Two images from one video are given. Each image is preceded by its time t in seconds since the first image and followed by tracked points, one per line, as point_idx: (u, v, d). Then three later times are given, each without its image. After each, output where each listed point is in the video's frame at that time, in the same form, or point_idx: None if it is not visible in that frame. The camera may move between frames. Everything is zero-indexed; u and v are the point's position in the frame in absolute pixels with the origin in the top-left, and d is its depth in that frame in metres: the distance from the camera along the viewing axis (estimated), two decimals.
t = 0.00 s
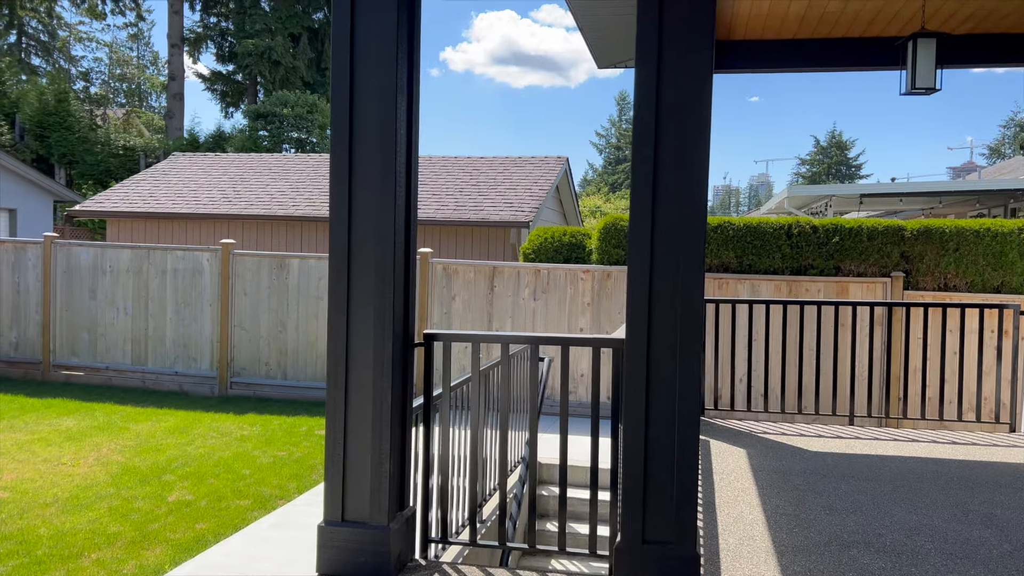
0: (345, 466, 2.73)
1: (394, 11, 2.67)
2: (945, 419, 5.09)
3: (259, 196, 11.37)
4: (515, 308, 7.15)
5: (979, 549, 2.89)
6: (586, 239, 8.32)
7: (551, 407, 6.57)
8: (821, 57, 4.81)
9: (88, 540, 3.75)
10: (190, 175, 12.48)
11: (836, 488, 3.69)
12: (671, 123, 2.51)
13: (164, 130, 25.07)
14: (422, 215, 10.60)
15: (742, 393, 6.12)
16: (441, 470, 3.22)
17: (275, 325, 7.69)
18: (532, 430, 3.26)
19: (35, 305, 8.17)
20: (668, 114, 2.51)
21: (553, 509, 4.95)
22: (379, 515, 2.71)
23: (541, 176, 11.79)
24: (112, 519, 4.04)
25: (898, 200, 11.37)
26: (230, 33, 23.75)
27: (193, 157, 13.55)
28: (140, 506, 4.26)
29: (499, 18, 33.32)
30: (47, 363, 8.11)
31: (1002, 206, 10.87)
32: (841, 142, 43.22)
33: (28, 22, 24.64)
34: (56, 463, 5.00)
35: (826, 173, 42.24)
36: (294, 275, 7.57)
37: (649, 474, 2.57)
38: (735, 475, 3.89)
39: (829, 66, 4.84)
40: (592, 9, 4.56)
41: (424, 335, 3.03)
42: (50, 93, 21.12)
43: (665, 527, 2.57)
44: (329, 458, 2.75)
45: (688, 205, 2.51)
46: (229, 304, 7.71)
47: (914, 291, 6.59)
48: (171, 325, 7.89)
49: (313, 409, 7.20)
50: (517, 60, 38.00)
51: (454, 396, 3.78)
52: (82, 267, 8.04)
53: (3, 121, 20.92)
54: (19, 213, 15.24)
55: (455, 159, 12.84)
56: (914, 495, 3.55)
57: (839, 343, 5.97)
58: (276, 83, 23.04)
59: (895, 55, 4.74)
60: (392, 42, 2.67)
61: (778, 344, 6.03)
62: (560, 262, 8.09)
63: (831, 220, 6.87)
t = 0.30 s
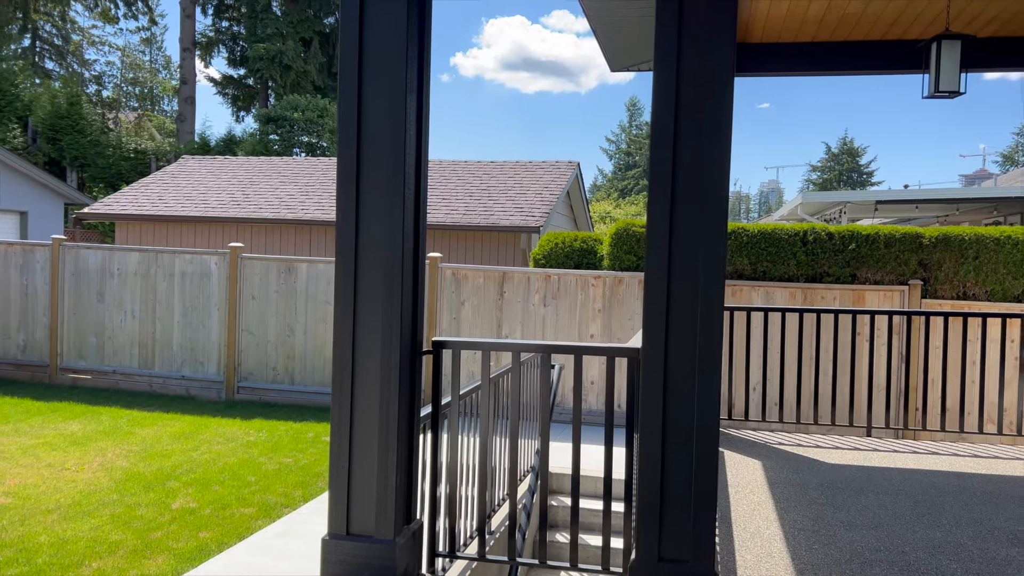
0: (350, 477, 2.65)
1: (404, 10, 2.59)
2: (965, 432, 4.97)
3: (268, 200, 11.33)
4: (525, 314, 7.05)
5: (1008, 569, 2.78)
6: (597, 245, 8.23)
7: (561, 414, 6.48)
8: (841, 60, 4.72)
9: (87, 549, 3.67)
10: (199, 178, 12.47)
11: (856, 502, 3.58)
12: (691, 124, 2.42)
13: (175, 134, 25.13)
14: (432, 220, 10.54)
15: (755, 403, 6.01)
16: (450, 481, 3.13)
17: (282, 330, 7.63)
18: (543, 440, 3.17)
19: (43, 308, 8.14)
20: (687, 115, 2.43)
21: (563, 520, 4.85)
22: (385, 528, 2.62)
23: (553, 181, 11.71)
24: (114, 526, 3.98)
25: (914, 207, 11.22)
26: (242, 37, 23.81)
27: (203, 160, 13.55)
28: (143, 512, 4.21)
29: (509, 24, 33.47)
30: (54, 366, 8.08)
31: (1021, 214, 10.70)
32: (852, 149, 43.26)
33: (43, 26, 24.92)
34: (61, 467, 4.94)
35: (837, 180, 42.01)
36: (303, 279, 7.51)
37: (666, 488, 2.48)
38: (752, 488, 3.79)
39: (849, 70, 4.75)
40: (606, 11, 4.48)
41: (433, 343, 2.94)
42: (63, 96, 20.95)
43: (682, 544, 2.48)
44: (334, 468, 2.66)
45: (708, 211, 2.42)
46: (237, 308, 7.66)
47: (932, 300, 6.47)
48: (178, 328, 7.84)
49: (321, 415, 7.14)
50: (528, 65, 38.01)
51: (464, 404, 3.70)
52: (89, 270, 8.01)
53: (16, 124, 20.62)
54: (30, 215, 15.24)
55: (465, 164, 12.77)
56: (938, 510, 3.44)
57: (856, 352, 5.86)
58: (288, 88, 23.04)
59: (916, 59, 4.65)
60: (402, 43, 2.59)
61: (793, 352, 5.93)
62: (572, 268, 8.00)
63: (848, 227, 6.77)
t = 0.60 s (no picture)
0: (356, 488, 2.54)
1: (416, 6, 2.49)
2: (998, 446, 4.79)
3: (285, 203, 11.30)
4: (542, 320, 6.93)
5: None
6: (616, 250, 8.09)
7: (578, 423, 6.34)
8: (870, 60, 4.57)
9: (92, 557, 3.60)
10: (216, 181, 12.48)
11: (886, 520, 3.42)
12: (715, 125, 2.30)
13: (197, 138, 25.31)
14: (449, 224, 10.45)
15: (778, 414, 5.86)
16: (461, 493, 3.02)
17: (298, 334, 7.57)
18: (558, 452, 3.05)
19: (60, 310, 8.14)
20: (711, 115, 2.30)
21: (579, 532, 4.73)
22: (392, 543, 2.50)
23: (572, 186, 11.58)
24: (120, 534, 3.90)
25: (941, 213, 10.99)
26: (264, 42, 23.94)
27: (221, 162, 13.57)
28: (151, 519, 4.13)
29: (530, 30, 33.50)
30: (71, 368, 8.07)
31: None
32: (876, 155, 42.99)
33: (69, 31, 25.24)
34: (71, 472, 4.88)
35: (861, 187, 41.50)
36: (318, 282, 7.44)
37: (687, 505, 2.35)
38: (775, 503, 3.65)
39: (880, 72, 4.60)
40: (627, 12, 4.37)
41: (443, 351, 2.83)
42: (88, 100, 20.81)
43: (704, 565, 2.34)
44: (340, 478, 2.56)
45: (733, 216, 2.30)
46: (253, 311, 7.61)
47: (962, 309, 6.28)
48: (194, 331, 7.81)
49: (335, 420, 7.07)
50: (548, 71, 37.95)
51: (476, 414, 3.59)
52: (106, 272, 8.00)
53: (42, 127, 20.44)
54: (52, 217, 15.31)
55: (483, 167, 12.67)
56: (973, 529, 3.28)
57: (884, 362, 5.68)
58: (309, 92, 23.12)
59: (951, 61, 4.49)
60: (413, 40, 2.49)
61: (817, 362, 5.76)
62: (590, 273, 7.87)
63: (874, 233, 6.60)
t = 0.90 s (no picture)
0: (361, 503, 2.45)
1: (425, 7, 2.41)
2: None
3: (302, 208, 11.30)
4: (560, 327, 6.82)
5: None
6: (635, 257, 7.96)
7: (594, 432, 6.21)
8: (901, 62, 4.43)
9: (97, 568, 3.52)
10: (235, 185, 12.51)
11: (916, 541, 3.27)
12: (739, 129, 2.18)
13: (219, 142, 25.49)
14: (467, 229, 10.36)
15: (802, 426, 5.69)
16: (470, 506, 2.91)
17: (313, 339, 7.51)
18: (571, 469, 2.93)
19: (77, 313, 8.16)
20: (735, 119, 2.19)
21: (595, 546, 4.60)
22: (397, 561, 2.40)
23: (591, 191, 11.46)
24: (127, 543, 3.84)
25: (970, 221, 10.73)
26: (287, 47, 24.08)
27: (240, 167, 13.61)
28: (158, 528, 4.07)
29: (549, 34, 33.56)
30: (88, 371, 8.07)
31: None
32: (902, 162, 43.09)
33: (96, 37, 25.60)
34: (82, 478, 4.84)
35: (886, 194, 41.00)
36: (334, 287, 7.38)
37: (707, 528, 2.22)
38: (799, 521, 3.51)
39: (910, 74, 4.45)
40: (648, 14, 4.25)
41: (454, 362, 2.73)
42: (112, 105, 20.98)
43: None
44: (343, 490, 2.46)
45: (758, 225, 2.18)
46: (268, 316, 7.58)
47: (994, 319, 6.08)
48: (209, 336, 7.78)
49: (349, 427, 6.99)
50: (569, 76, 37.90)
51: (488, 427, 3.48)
52: (124, 275, 8.02)
53: (67, 131, 20.70)
54: (75, 220, 15.41)
55: (502, 173, 12.59)
56: (1010, 552, 3.12)
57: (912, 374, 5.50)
58: (330, 97, 23.22)
59: (986, 63, 4.32)
60: (422, 42, 2.40)
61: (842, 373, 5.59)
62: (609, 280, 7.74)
63: (903, 240, 6.42)
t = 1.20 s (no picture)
0: (375, 514, 2.34)
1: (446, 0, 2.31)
2: None
3: (327, 209, 11.30)
4: (584, 331, 6.70)
5: None
6: (662, 260, 7.82)
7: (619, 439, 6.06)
8: (942, 59, 4.26)
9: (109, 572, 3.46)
10: (260, 187, 12.56)
11: (957, 561, 3.09)
12: (777, 125, 2.06)
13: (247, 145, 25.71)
14: (491, 232, 10.28)
15: (834, 436, 5.51)
16: (488, 518, 2.79)
17: (335, 341, 7.45)
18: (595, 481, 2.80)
19: (102, 313, 8.19)
20: (772, 115, 2.06)
21: (619, 558, 4.46)
22: None
23: (618, 194, 11.32)
24: (142, 548, 3.79)
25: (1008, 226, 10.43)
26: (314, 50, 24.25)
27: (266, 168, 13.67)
28: (174, 532, 4.02)
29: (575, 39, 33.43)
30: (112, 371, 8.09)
31: None
32: (934, 167, 42.48)
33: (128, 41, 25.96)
34: (101, 479, 4.81)
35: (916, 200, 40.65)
36: (356, 289, 7.33)
37: (740, 548, 2.07)
38: (832, 537, 3.35)
39: (951, 72, 4.28)
40: (676, 10, 4.12)
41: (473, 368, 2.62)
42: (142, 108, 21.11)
43: None
44: (356, 501, 2.36)
45: (795, 226, 2.04)
46: (291, 318, 7.54)
47: None
48: (232, 337, 7.76)
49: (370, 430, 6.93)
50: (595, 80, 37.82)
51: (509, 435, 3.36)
52: (148, 276, 8.04)
53: (98, 134, 20.81)
54: (104, 221, 15.56)
55: (526, 175, 12.50)
56: None
57: (950, 384, 5.29)
58: (357, 100, 23.33)
59: None
60: (441, 37, 2.31)
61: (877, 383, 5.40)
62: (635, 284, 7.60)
63: (941, 245, 6.21)
